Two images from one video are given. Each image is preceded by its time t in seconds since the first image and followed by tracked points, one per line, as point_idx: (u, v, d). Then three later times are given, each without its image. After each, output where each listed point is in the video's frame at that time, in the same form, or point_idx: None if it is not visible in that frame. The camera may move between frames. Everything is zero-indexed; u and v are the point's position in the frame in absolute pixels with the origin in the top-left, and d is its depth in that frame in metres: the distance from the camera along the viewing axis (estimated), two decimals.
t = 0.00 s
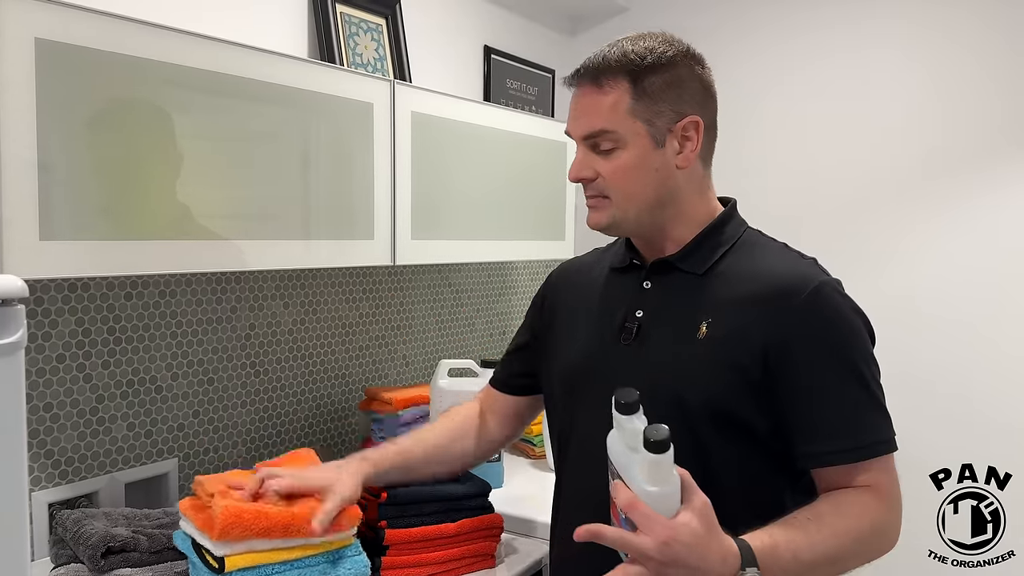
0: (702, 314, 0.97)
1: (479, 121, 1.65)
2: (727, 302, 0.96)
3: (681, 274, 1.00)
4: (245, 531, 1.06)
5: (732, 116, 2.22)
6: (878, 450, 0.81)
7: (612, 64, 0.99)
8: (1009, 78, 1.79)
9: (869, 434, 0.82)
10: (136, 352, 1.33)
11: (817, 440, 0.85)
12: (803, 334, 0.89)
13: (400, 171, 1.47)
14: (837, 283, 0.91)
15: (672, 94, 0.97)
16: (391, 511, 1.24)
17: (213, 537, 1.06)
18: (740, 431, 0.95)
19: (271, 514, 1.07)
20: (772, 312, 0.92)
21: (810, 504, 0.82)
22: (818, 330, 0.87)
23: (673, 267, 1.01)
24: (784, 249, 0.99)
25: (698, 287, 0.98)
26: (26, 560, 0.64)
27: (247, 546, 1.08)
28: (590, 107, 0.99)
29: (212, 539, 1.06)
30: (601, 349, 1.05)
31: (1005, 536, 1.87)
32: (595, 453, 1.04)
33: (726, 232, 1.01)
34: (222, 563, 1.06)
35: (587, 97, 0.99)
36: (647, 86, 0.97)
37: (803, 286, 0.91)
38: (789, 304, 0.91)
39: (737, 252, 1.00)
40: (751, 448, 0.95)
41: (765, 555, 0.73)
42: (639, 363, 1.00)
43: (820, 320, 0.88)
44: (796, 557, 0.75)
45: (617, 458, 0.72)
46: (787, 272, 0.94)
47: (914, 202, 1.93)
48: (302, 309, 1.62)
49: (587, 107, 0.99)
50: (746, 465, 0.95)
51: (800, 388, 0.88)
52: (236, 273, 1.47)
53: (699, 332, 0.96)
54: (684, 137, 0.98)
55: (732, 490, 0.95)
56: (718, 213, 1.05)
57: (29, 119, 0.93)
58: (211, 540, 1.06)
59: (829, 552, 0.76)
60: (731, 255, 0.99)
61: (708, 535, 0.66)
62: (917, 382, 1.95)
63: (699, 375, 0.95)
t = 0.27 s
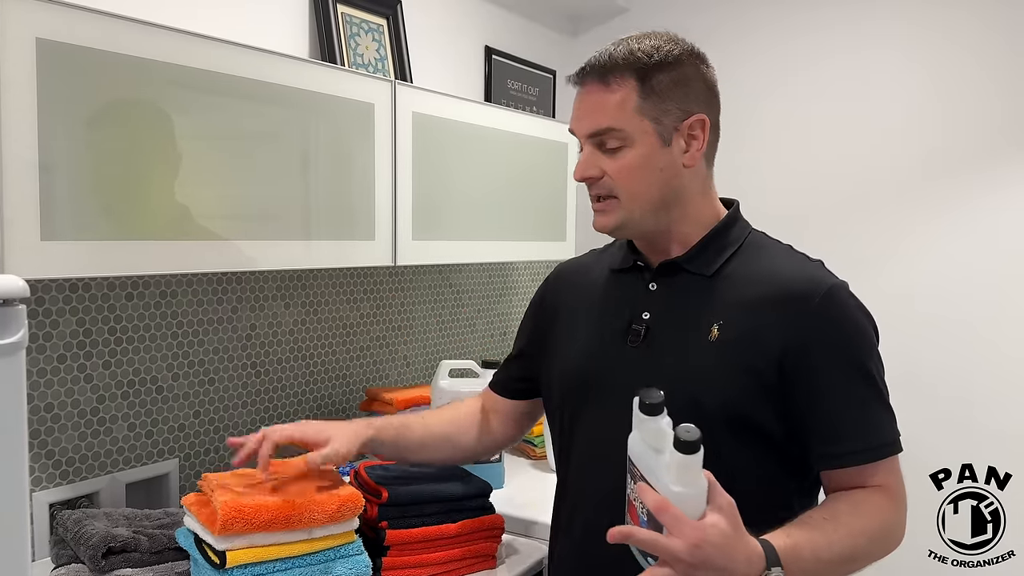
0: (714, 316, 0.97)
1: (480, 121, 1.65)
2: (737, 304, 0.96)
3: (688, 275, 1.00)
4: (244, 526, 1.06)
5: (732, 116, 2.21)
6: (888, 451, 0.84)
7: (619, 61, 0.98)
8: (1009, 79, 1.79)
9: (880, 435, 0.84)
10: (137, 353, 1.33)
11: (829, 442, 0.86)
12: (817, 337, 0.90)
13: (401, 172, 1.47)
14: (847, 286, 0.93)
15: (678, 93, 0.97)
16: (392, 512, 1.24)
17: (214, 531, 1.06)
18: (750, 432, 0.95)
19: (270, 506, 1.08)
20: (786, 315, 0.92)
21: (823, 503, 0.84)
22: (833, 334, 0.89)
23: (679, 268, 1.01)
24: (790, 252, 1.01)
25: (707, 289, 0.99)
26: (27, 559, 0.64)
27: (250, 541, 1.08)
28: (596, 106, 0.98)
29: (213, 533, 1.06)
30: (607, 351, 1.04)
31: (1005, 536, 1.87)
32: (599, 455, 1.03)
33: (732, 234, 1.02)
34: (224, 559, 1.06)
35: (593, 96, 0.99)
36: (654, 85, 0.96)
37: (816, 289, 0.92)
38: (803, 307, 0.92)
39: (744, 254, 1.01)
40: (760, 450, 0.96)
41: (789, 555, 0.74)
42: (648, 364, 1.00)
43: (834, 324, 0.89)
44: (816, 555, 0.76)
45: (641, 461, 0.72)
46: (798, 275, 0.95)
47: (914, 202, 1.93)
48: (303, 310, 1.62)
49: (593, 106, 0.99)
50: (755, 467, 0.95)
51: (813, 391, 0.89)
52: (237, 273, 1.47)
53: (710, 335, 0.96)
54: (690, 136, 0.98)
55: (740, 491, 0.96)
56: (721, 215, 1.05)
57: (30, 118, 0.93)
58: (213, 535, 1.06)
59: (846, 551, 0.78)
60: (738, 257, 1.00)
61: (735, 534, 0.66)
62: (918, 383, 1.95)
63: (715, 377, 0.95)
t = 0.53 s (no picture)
0: (715, 316, 0.97)
1: (481, 122, 1.65)
2: (738, 303, 0.97)
3: (689, 276, 1.00)
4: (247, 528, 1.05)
5: (733, 117, 2.22)
6: (893, 444, 0.85)
7: (659, 42, 0.99)
8: (1012, 81, 1.79)
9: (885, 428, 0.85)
10: (139, 353, 1.33)
11: (836, 439, 0.87)
12: (820, 334, 0.90)
13: (403, 173, 1.47)
14: (846, 282, 0.94)
15: (709, 83, 1.00)
16: (394, 512, 1.24)
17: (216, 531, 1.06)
18: (756, 432, 0.96)
19: (273, 506, 1.07)
20: (787, 312, 0.93)
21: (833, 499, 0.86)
22: (835, 331, 0.90)
23: (680, 269, 1.01)
24: (788, 249, 1.01)
25: (708, 289, 0.99)
26: (32, 559, 0.64)
27: (252, 542, 1.08)
28: (642, 83, 0.98)
29: (214, 534, 1.06)
30: (608, 353, 1.05)
31: (1005, 536, 1.86)
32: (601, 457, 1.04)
33: (730, 234, 1.02)
34: (226, 559, 1.06)
35: (637, 70, 0.98)
36: (694, 72, 0.99)
37: (817, 286, 0.93)
38: (804, 304, 0.92)
39: (743, 252, 1.01)
40: (766, 449, 0.96)
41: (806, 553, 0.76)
42: (649, 365, 1.00)
43: (837, 320, 0.90)
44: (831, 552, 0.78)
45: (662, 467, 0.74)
46: (799, 272, 0.95)
47: (915, 203, 1.93)
48: (305, 310, 1.62)
49: (638, 80, 0.98)
50: (761, 467, 0.96)
51: (817, 388, 0.90)
52: (239, 275, 1.48)
53: (713, 335, 0.97)
54: (714, 129, 1.03)
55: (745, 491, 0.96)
56: (719, 216, 1.05)
57: (35, 119, 0.93)
58: (214, 535, 1.06)
59: (860, 546, 0.79)
60: (737, 256, 1.00)
61: (755, 536, 0.68)
62: (919, 383, 1.95)
63: (719, 377, 0.95)
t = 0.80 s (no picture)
0: (719, 318, 0.97)
1: (482, 123, 1.65)
2: (741, 305, 0.96)
3: (691, 278, 1.00)
4: (248, 534, 1.05)
5: (735, 118, 2.21)
6: (895, 446, 0.86)
7: (664, 45, 0.99)
8: (1012, 80, 1.79)
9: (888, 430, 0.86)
10: (140, 354, 1.33)
11: (839, 441, 0.88)
12: (824, 337, 0.91)
13: (404, 173, 1.47)
14: (848, 284, 0.94)
15: (712, 87, 1.00)
16: (395, 513, 1.23)
17: (219, 536, 1.06)
18: (760, 434, 0.95)
19: (277, 513, 1.08)
20: (790, 314, 0.93)
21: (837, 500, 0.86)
22: (838, 333, 0.90)
23: (683, 271, 1.01)
24: (790, 251, 1.02)
25: (710, 291, 0.99)
26: (34, 559, 0.64)
27: (255, 547, 1.07)
28: (646, 86, 0.98)
29: (218, 539, 1.06)
30: (610, 355, 1.04)
31: (1005, 536, 1.86)
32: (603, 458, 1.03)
33: (733, 236, 1.02)
34: (229, 563, 1.06)
35: (641, 73, 0.98)
36: (698, 75, 0.99)
37: (820, 288, 0.93)
38: (807, 306, 0.92)
39: (746, 254, 1.01)
40: (768, 452, 0.96)
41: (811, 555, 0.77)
42: (652, 367, 1.00)
43: (840, 323, 0.90)
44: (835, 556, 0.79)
45: (665, 470, 0.75)
46: (802, 273, 0.95)
47: (916, 203, 1.93)
48: (306, 311, 1.62)
49: (641, 83, 0.98)
50: (764, 470, 0.96)
51: (820, 390, 0.91)
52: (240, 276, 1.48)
53: (717, 337, 0.96)
54: (716, 132, 1.03)
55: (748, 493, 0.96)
56: (721, 218, 1.05)
57: (36, 119, 0.93)
58: (218, 541, 1.06)
59: (863, 549, 0.81)
60: (740, 258, 1.00)
61: (760, 536, 0.69)
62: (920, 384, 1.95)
63: (723, 378, 0.95)
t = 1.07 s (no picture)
0: (726, 319, 0.97)
1: (484, 124, 1.65)
2: (749, 307, 0.97)
3: (700, 279, 1.00)
4: (251, 536, 1.06)
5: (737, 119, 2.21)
6: (901, 450, 0.87)
7: (677, 44, 0.99)
8: (1014, 81, 1.79)
9: (894, 434, 0.87)
10: (143, 356, 1.33)
11: (846, 445, 0.88)
12: (832, 341, 0.91)
13: (405, 174, 1.47)
14: (856, 289, 0.95)
15: (722, 88, 1.01)
16: (397, 515, 1.23)
17: (219, 538, 1.07)
18: (766, 436, 0.96)
19: (277, 514, 1.07)
20: (798, 317, 0.93)
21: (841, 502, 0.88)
22: (846, 338, 0.90)
23: (691, 272, 1.01)
24: (797, 254, 1.02)
25: (718, 292, 0.99)
26: (39, 559, 0.64)
27: (257, 548, 1.08)
28: (659, 83, 0.98)
29: (219, 540, 1.07)
30: (617, 355, 1.04)
31: (1005, 536, 1.86)
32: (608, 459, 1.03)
33: (741, 238, 1.02)
34: (231, 564, 1.06)
35: (654, 71, 0.98)
36: (710, 74, 0.99)
37: (829, 292, 0.93)
38: (815, 310, 0.93)
39: (754, 257, 1.01)
40: (775, 454, 0.96)
41: (804, 558, 0.79)
42: (658, 368, 1.00)
43: (848, 327, 0.91)
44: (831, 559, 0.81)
45: (649, 491, 0.74)
46: (810, 277, 0.96)
47: (917, 204, 1.93)
48: (309, 313, 1.62)
49: (654, 81, 0.98)
50: (771, 472, 0.96)
51: (829, 393, 0.91)
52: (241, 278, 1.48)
53: (725, 339, 0.97)
54: (726, 132, 1.03)
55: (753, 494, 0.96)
56: (729, 220, 1.05)
57: (39, 119, 0.93)
58: (219, 542, 1.07)
59: (861, 554, 0.82)
60: (749, 261, 1.01)
61: (749, 540, 0.74)
62: (921, 385, 1.95)
63: (730, 380, 0.95)
